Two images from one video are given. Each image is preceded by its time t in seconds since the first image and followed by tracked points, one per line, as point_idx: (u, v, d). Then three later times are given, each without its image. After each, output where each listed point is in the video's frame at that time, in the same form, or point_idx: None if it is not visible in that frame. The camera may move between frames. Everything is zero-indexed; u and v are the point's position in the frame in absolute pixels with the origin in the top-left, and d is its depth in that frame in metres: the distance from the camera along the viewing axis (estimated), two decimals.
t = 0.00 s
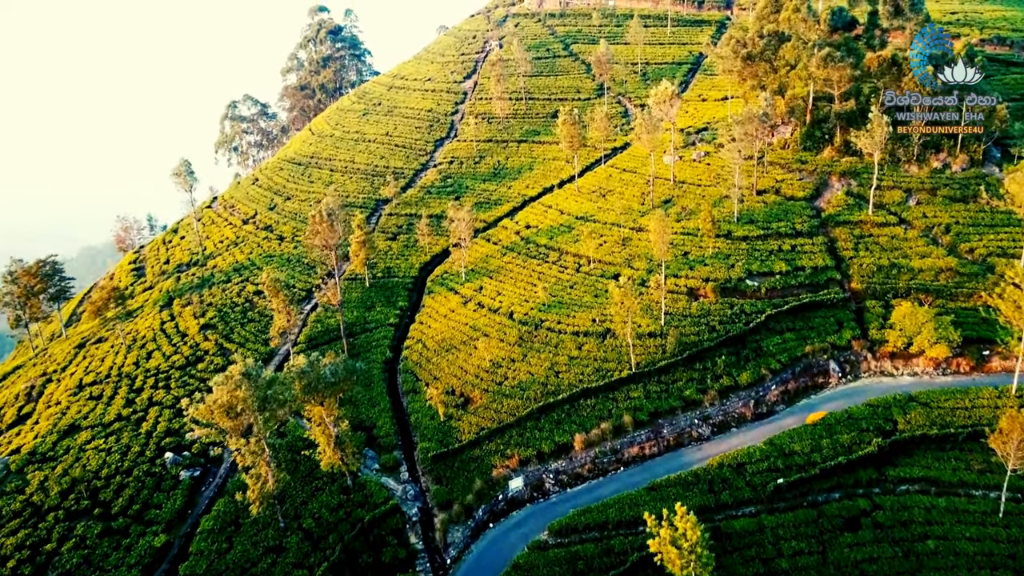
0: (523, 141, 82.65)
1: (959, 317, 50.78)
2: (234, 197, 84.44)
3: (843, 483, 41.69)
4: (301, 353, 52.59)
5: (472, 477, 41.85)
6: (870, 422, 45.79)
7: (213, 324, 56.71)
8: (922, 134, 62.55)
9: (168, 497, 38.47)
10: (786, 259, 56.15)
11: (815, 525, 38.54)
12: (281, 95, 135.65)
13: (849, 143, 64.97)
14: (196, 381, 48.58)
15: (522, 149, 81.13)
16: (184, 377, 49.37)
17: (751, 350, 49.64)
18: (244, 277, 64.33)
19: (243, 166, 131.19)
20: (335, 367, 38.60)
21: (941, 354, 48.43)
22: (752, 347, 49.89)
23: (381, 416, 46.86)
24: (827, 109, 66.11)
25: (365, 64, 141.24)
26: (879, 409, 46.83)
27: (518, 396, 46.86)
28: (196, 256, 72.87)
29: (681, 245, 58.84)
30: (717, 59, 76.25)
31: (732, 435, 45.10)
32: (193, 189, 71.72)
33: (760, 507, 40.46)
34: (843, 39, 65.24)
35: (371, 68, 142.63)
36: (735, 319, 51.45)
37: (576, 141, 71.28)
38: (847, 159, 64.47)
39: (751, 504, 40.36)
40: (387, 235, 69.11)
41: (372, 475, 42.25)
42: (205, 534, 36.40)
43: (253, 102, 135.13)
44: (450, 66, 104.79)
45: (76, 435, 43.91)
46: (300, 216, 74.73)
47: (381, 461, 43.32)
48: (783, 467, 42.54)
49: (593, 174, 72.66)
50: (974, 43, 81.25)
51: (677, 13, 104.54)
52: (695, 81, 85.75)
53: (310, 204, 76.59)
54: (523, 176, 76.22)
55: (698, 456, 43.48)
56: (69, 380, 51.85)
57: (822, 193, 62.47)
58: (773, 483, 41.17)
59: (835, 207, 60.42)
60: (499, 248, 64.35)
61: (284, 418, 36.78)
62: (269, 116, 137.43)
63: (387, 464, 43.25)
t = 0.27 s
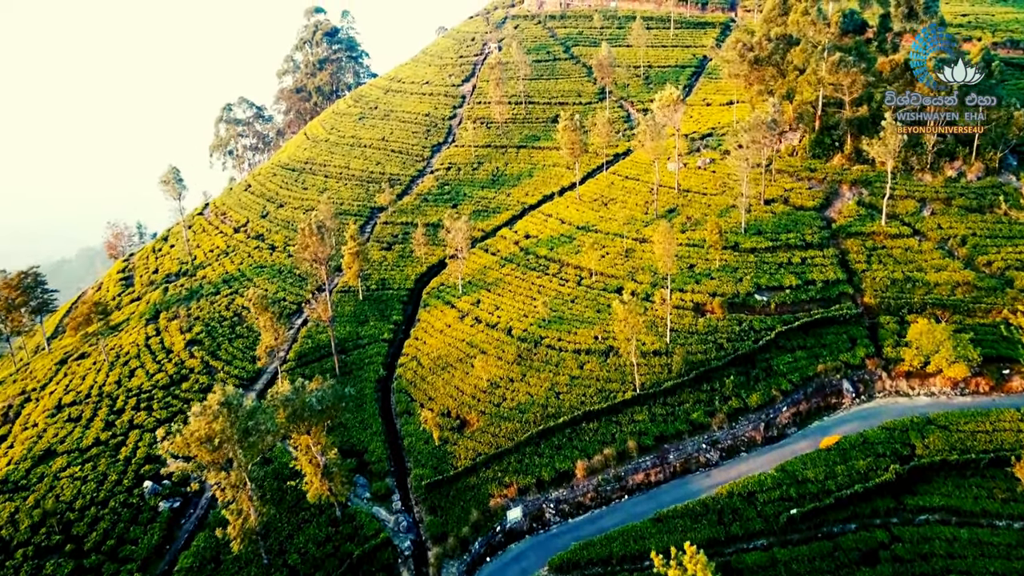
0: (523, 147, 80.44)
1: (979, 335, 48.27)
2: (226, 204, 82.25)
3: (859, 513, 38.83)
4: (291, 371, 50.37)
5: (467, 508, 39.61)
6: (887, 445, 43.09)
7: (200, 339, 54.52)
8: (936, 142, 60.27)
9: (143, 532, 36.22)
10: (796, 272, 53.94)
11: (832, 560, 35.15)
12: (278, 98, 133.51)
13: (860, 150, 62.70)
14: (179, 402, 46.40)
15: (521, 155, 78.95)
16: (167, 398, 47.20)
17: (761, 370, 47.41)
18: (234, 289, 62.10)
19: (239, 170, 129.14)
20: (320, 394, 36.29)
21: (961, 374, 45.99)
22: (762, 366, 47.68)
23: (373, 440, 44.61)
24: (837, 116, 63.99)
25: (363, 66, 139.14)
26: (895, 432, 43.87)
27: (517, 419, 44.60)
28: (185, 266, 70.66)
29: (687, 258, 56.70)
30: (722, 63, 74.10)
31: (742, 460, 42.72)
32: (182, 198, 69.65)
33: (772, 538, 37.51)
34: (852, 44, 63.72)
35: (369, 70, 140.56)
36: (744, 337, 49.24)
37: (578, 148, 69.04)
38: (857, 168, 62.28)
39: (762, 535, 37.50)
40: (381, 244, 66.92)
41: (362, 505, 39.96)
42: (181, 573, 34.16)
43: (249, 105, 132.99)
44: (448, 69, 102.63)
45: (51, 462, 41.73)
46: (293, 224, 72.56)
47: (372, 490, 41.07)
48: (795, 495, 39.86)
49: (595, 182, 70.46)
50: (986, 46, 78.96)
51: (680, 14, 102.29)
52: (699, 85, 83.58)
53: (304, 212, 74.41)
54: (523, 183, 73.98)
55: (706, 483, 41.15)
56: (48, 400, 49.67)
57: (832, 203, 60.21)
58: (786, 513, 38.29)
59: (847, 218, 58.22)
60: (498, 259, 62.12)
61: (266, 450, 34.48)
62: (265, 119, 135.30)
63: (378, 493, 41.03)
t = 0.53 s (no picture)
0: (522, 152, 78.27)
1: (1000, 353, 45.82)
2: (217, 212, 80.03)
3: (876, 546, 36.02)
4: (279, 391, 48.15)
5: (463, 542, 37.39)
6: (905, 471, 40.42)
7: (186, 356, 52.30)
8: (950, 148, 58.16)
9: (116, 571, 33.99)
10: (807, 286, 51.75)
11: None
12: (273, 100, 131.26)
13: (872, 158, 60.55)
14: (161, 425, 44.21)
15: (520, 161, 76.79)
16: (149, 421, 45.02)
17: (771, 391, 45.15)
18: (223, 302, 59.86)
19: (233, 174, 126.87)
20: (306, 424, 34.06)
21: (982, 396, 43.63)
22: (772, 387, 45.42)
23: (364, 466, 42.39)
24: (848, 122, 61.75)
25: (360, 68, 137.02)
26: (912, 458, 41.26)
27: (515, 444, 42.40)
28: (174, 276, 68.42)
29: (692, 270, 54.55)
30: (727, 66, 71.94)
31: (752, 487, 40.34)
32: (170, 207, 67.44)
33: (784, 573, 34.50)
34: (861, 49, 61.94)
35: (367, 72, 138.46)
36: (753, 355, 47.04)
37: (578, 154, 66.83)
38: (869, 176, 60.12)
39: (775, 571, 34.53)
40: (376, 254, 64.76)
41: (351, 538, 37.73)
42: None
43: (244, 108, 130.75)
44: (446, 71, 100.47)
45: (23, 492, 39.54)
46: (285, 233, 70.39)
47: (362, 521, 38.87)
48: (810, 526, 37.13)
49: (596, 189, 68.26)
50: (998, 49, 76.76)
51: (683, 16, 100.10)
52: (703, 88, 81.40)
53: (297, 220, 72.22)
54: (522, 190, 71.77)
55: (715, 513, 38.73)
56: (25, 422, 47.46)
57: (844, 214, 57.98)
58: (800, 546, 35.56)
59: (858, 228, 56.06)
60: (496, 270, 59.91)
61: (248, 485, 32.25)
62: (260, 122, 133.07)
63: (369, 524, 38.86)
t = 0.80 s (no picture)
0: (521, 158, 76.09)
1: None
2: (208, 219, 77.85)
3: None
4: (266, 413, 45.97)
5: None
6: (925, 500, 37.55)
7: (169, 374, 50.09)
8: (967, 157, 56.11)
9: None
10: (818, 302, 49.51)
11: None
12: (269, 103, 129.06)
13: (884, 166, 58.47)
14: (140, 451, 42.03)
15: (519, 167, 74.61)
16: (128, 446, 42.85)
17: (783, 414, 42.86)
18: (210, 316, 57.61)
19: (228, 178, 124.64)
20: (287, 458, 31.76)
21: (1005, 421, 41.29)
22: (784, 410, 43.14)
23: (354, 496, 40.18)
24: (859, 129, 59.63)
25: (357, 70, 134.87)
26: (932, 486, 38.41)
27: (513, 472, 40.20)
28: (161, 287, 66.22)
29: (698, 285, 52.40)
30: (732, 70, 69.75)
31: (764, 518, 37.92)
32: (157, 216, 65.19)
33: None
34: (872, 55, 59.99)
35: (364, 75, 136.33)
36: (763, 376, 44.82)
37: (579, 162, 64.59)
38: (881, 185, 57.94)
39: None
40: (369, 266, 62.60)
41: None
42: None
43: (239, 111, 128.57)
44: (443, 74, 98.27)
45: None
46: (276, 242, 68.20)
47: (351, 557, 36.69)
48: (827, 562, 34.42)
49: (598, 198, 66.05)
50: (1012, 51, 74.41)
51: (686, 18, 97.96)
52: (707, 93, 79.22)
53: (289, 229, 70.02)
54: (521, 198, 69.55)
55: (725, 547, 36.34)
56: None
57: (856, 225, 55.82)
58: None
59: (871, 241, 53.88)
60: (494, 283, 57.70)
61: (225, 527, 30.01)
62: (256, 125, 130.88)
63: (359, 560, 36.73)
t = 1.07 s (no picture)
0: (520, 165, 73.93)
1: None
2: (198, 228, 75.69)
3: None
4: (251, 438, 43.80)
5: None
6: (946, 533, 34.34)
7: (152, 395, 47.91)
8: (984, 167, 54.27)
9: None
10: (830, 320, 47.32)
11: None
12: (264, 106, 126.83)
13: (896, 176, 56.71)
14: (116, 480, 39.95)
15: (517, 174, 72.49)
16: (105, 475, 40.73)
17: (796, 440, 40.52)
18: (196, 332, 55.43)
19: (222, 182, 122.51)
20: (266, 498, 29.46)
21: None
22: (796, 436, 40.74)
23: (344, 529, 37.97)
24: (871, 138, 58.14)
25: (354, 72, 132.74)
26: (953, 519, 35.25)
27: (511, 504, 38.02)
28: (147, 299, 63.98)
29: (704, 300, 50.30)
30: (738, 75, 67.58)
31: (778, 553, 35.37)
32: (142, 226, 63.00)
33: None
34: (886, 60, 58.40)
35: (360, 77, 134.18)
36: (774, 400, 42.58)
37: (580, 170, 62.37)
38: (894, 195, 55.98)
39: None
40: (362, 278, 60.44)
41: None
42: None
43: (233, 114, 126.33)
44: (441, 77, 96.10)
45: None
46: (267, 253, 66.02)
47: None
48: None
49: (599, 206, 63.85)
50: None
51: (688, 20, 95.83)
52: (711, 97, 77.08)
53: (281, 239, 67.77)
54: (520, 206, 67.36)
55: None
56: None
57: (868, 237, 53.72)
58: None
59: (884, 254, 51.76)
60: (491, 297, 55.54)
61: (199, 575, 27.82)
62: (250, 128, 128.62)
63: None
